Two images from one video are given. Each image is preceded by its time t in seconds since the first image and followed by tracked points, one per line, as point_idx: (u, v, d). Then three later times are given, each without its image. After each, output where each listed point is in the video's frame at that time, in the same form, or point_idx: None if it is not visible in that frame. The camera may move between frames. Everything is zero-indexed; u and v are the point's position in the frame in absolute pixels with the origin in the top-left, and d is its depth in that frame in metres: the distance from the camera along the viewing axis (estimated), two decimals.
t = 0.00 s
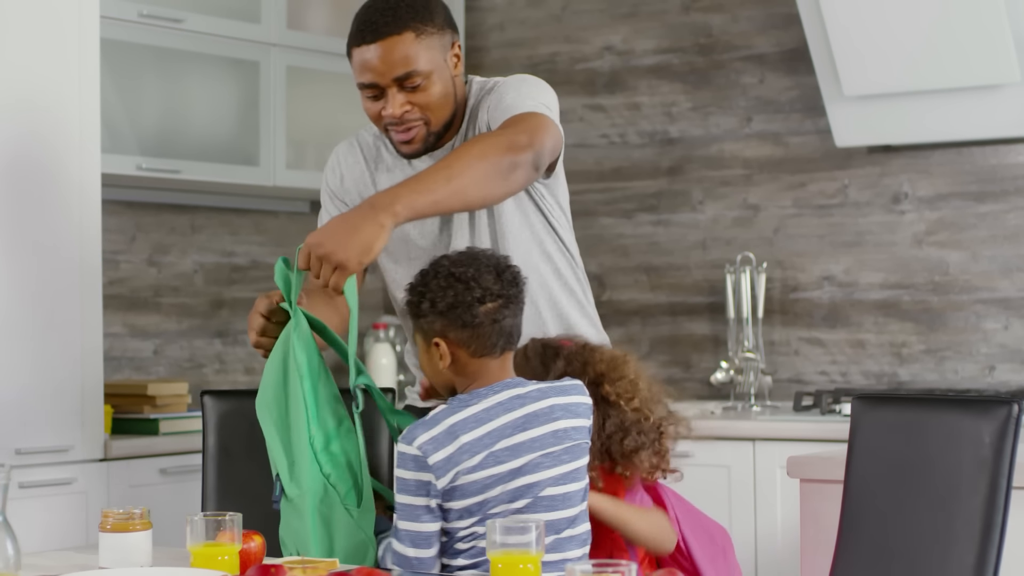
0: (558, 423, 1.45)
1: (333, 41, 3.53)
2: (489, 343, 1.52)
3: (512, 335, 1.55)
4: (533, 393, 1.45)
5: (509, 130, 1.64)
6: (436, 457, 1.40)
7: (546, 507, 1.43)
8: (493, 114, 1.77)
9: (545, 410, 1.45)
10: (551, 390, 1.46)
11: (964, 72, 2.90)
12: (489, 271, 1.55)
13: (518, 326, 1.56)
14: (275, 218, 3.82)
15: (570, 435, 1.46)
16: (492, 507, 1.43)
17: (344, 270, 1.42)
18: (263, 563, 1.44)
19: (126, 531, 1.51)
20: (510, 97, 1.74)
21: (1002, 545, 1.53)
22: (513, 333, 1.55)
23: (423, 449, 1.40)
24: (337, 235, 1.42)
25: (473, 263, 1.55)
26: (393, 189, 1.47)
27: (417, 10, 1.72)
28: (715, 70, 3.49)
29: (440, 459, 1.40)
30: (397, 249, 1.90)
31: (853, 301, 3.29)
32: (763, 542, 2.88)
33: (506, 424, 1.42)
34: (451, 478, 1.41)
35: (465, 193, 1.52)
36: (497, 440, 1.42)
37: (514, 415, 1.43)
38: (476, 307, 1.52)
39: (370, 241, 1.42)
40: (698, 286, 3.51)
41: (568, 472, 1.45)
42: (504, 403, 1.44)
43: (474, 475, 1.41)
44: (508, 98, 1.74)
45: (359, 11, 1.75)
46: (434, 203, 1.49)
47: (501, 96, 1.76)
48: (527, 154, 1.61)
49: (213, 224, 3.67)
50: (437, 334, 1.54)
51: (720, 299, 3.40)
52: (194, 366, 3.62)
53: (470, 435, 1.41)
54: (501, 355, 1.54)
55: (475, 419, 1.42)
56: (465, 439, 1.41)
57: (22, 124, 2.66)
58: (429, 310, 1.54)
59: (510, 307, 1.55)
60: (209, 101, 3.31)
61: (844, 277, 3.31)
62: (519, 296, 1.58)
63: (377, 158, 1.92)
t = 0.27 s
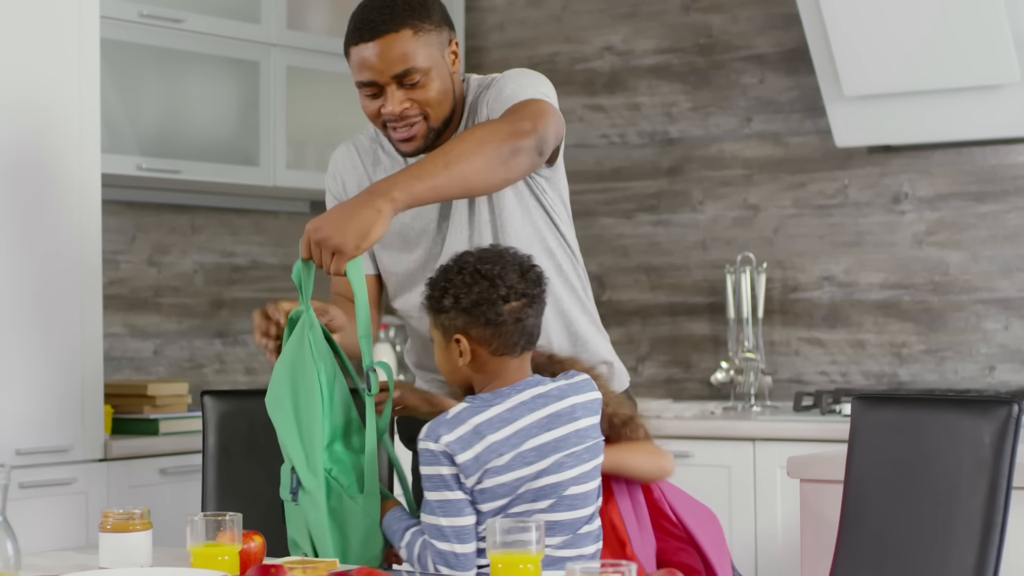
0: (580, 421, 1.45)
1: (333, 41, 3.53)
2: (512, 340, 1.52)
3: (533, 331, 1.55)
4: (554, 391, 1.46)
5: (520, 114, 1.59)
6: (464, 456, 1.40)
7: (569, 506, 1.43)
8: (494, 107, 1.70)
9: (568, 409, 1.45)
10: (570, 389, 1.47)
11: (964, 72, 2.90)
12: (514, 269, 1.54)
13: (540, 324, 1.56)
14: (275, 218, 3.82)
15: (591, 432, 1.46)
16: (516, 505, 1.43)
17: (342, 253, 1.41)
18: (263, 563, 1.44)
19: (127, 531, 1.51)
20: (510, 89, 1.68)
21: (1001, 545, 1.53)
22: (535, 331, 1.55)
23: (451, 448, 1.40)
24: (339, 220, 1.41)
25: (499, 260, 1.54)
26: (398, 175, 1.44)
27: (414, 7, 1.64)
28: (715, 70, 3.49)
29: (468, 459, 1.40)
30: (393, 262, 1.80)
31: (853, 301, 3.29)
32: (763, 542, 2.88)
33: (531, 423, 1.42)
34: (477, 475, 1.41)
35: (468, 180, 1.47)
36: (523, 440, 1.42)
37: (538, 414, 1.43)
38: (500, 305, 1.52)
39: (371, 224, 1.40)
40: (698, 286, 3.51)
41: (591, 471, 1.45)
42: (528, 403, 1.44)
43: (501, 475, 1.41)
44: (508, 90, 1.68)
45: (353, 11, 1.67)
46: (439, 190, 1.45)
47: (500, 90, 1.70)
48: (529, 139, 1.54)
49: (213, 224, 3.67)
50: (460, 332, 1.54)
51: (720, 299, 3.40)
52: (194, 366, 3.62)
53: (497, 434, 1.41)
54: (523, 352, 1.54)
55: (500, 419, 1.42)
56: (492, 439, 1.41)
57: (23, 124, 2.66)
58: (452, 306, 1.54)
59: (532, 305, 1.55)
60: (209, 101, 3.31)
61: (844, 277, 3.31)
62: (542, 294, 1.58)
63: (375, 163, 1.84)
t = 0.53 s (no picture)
0: (603, 427, 1.47)
1: (333, 41, 3.53)
2: (533, 343, 1.53)
3: (552, 333, 1.55)
4: (576, 397, 1.47)
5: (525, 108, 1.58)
6: (497, 460, 1.39)
7: (589, 511, 1.44)
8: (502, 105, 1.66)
9: (590, 414, 1.46)
10: (589, 396, 1.48)
11: (964, 72, 2.90)
12: (539, 273, 1.54)
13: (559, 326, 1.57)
14: (275, 219, 3.82)
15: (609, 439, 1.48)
16: (540, 512, 1.42)
17: (347, 232, 1.39)
18: (263, 563, 1.44)
19: (127, 532, 1.51)
20: (518, 86, 1.65)
21: (1002, 546, 1.53)
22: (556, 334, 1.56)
23: (482, 452, 1.39)
24: (345, 200, 1.40)
25: (523, 262, 1.54)
26: (407, 161, 1.43)
27: (425, 4, 1.59)
28: (715, 70, 3.49)
29: (501, 464, 1.39)
30: (393, 260, 1.74)
31: (853, 301, 3.29)
32: (763, 542, 2.88)
33: (559, 428, 1.43)
34: (508, 481, 1.40)
35: (477, 169, 1.45)
36: (552, 446, 1.42)
37: (564, 419, 1.44)
38: (523, 307, 1.53)
39: (378, 206, 1.38)
40: (698, 287, 3.51)
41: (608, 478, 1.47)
42: (554, 408, 1.45)
43: (532, 481, 1.40)
44: (516, 87, 1.65)
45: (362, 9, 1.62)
46: (447, 177, 1.43)
47: (507, 89, 1.66)
48: (537, 131, 1.52)
49: (213, 224, 3.67)
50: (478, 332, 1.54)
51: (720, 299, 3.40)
52: (194, 367, 3.62)
53: (529, 438, 1.41)
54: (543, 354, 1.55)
55: (531, 423, 1.42)
56: (523, 444, 1.40)
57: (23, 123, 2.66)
58: (473, 305, 1.53)
59: (554, 309, 1.55)
60: (210, 101, 3.31)
61: (844, 277, 3.31)
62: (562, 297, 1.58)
63: (380, 160, 1.78)
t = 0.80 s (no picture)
0: (615, 431, 1.49)
1: (334, 41, 3.52)
2: (551, 344, 1.53)
3: (569, 334, 1.55)
4: (589, 401, 1.48)
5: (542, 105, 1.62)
6: (514, 459, 1.39)
7: (603, 513, 1.45)
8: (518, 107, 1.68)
9: (605, 417, 1.48)
10: (604, 399, 1.50)
11: (964, 73, 2.90)
12: (559, 274, 1.55)
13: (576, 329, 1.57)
14: (275, 219, 3.82)
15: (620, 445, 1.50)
16: (555, 513, 1.43)
17: (371, 217, 1.39)
18: (263, 564, 1.44)
19: (127, 532, 1.51)
20: (536, 87, 1.68)
21: (1002, 546, 1.53)
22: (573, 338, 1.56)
23: (500, 450, 1.39)
24: (369, 185, 1.40)
25: (545, 263, 1.55)
26: (431, 152, 1.45)
27: (449, 6, 1.63)
28: (715, 70, 3.49)
29: (517, 463, 1.39)
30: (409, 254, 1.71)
31: (853, 302, 3.29)
32: (764, 543, 2.88)
33: (576, 430, 1.44)
34: (524, 481, 1.40)
35: (499, 160, 1.48)
36: (570, 447, 1.42)
37: (581, 421, 1.45)
38: (543, 307, 1.53)
39: (404, 191, 1.40)
40: (698, 287, 3.51)
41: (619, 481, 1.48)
42: (572, 409, 1.45)
43: (547, 480, 1.41)
44: (533, 88, 1.68)
45: (385, 10, 1.66)
46: (470, 167, 1.46)
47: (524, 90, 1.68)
48: (557, 129, 1.56)
49: (214, 225, 3.67)
50: (497, 331, 1.54)
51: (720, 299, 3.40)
52: (194, 367, 3.62)
53: (548, 439, 1.41)
54: (560, 357, 1.55)
55: (551, 423, 1.42)
56: (543, 444, 1.40)
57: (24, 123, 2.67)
58: (493, 304, 1.53)
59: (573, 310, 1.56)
60: (210, 102, 3.31)
61: (844, 278, 3.31)
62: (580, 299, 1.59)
63: (398, 155, 1.77)
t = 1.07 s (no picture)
0: (624, 433, 1.49)
1: (333, 42, 3.51)
2: (569, 344, 1.53)
3: (587, 335, 1.55)
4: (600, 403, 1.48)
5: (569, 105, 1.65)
6: (521, 456, 1.39)
7: (609, 515, 1.46)
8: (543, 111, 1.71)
9: (615, 419, 1.48)
10: (615, 401, 1.50)
11: (964, 73, 2.90)
12: (579, 274, 1.55)
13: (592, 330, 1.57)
14: (276, 220, 3.82)
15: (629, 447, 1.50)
16: (560, 512, 1.42)
17: (414, 199, 1.34)
18: (264, 564, 1.44)
19: (128, 533, 1.51)
20: (561, 91, 1.72)
21: (1003, 547, 1.52)
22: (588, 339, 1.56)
23: (507, 446, 1.38)
24: (412, 170, 1.36)
25: (565, 263, 1.55)
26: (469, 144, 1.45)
27: (479, 8, 1.63)
28: (716, 71, 3.49)
29: (523, 459, 1.39)
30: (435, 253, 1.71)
31: (854, 302, 3.29)
32: (764, 544, 2.88)
33: (586, 431, 1.44)
34: (531, 478, 1.39)
35: (532, 155, 1.51)
36: (578, 447, 1.43)
37: (591, 422, 1.45)
38: (564, 307, 1.52)
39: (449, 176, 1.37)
40: (698, 288, 3.51)
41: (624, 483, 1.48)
42: (581, 409, 1.46)
43: (553, 479, 1.41)
44: (558, 91, 1.72)
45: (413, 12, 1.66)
46: (508, 159, 1.47)
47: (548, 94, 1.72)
48: (584, 128, 1.60)
49: (214, 225, 3.67)
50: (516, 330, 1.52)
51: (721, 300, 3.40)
52: (195, 367, 3.62)
53: (557, 438, 1.41)
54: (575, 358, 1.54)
55: (561, 423, 1.42)
56: (551, 443, 1.40)
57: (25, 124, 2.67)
58: (512, 301, 1.52)
59: (592, 311, 1.56)
60: (210, 103, 3.31)
61: (845, 278, 3.31)
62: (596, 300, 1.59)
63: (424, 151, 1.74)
